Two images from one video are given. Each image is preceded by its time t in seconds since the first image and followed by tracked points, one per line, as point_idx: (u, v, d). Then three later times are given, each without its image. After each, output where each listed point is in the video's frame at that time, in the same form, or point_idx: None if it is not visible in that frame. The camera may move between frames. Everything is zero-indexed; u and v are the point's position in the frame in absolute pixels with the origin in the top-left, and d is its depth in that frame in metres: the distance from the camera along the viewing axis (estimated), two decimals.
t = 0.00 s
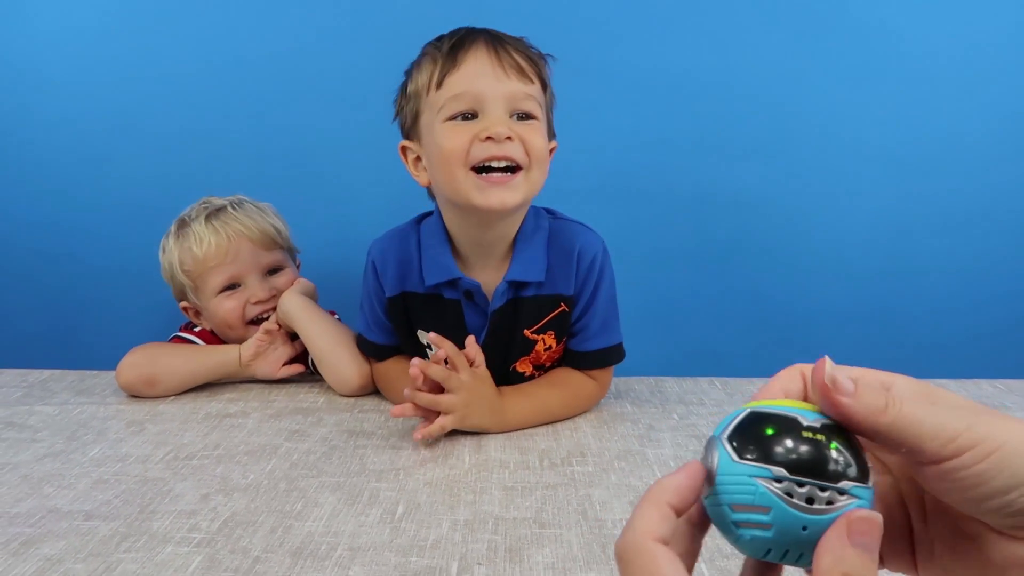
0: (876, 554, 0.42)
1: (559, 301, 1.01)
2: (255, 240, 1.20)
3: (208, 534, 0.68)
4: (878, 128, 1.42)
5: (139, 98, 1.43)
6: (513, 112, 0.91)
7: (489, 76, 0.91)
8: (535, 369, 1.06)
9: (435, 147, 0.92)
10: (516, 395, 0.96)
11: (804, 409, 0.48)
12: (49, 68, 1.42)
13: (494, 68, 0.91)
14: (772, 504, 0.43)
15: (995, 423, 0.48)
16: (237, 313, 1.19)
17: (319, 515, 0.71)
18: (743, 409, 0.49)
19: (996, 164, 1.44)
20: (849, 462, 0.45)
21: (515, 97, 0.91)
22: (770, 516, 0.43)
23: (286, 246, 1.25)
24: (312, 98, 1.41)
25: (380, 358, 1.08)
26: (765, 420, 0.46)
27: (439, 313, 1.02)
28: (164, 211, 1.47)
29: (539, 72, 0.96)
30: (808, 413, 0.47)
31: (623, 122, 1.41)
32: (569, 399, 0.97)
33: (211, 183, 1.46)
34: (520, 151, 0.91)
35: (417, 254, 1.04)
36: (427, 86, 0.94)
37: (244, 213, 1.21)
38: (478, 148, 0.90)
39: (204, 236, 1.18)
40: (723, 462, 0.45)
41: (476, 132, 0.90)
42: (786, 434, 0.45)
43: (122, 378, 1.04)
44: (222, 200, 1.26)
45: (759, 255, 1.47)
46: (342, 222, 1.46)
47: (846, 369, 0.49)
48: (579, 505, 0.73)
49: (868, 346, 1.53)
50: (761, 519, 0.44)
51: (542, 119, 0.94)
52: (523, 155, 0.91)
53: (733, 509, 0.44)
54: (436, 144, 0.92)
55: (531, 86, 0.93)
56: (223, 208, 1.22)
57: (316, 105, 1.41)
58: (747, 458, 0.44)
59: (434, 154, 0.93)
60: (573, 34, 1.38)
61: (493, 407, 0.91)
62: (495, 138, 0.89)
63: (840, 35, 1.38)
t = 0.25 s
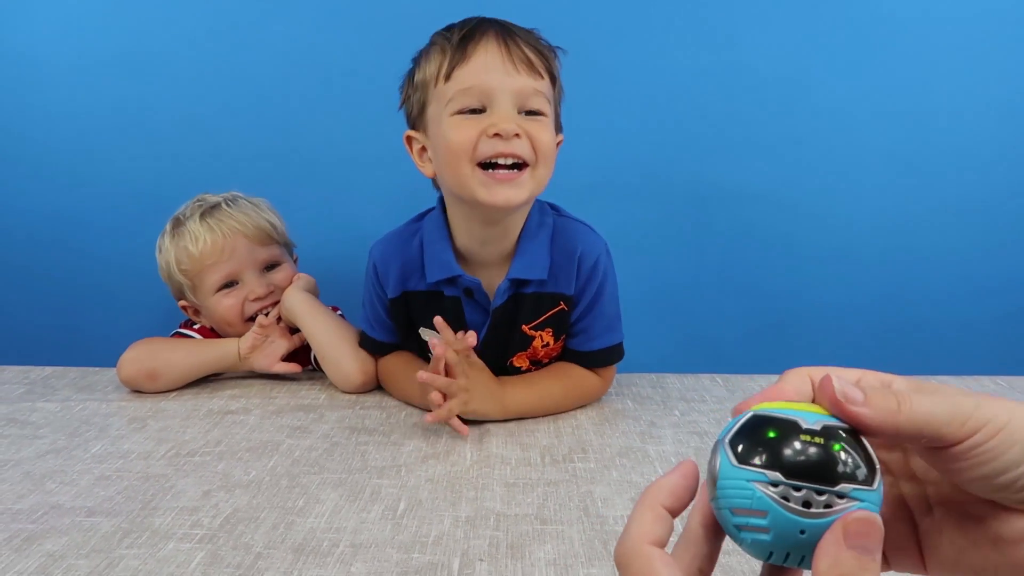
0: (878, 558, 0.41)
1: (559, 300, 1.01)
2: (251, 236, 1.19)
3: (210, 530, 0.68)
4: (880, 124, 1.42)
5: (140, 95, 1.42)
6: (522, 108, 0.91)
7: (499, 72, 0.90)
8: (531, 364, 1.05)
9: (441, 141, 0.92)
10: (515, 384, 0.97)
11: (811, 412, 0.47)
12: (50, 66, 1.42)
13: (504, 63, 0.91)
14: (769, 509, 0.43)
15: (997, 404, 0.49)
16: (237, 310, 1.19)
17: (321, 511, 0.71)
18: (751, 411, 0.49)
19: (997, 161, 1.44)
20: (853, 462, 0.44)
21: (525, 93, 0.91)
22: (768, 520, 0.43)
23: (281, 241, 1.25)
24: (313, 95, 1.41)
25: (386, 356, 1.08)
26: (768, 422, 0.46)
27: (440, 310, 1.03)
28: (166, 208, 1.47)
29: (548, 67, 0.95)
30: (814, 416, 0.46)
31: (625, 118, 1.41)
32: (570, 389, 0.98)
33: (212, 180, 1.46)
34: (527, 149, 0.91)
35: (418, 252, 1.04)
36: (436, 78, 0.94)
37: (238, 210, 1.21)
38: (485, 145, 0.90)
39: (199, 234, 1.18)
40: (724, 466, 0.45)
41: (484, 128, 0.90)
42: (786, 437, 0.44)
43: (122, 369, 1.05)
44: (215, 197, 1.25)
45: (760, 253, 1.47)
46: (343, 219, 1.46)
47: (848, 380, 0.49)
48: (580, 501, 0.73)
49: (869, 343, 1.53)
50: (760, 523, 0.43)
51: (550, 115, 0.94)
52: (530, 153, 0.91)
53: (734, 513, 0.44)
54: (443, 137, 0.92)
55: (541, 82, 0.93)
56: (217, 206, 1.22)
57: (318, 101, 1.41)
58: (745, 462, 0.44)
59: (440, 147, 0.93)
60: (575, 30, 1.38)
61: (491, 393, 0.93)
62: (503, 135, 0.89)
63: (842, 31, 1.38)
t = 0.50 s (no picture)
0: (886, 552, 0.40)
1: (552, 301, 1.01)
2: (243, 237, 1.19)
3: (211, 529, 0.68)
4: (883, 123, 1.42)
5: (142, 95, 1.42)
6: (525, 129, 0.90)
7: (504, 92, 0.89)
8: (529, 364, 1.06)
9: (443, 155, 0.92)
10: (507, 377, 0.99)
11: (819, 403, 0.47)
12: (52, 65, 1.42)
13: (511, 83, 0.89)
14: (771, 504, 0.43)
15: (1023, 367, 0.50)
16: (231, 311, 1.19)
17: (321, 511, 0.71)
18: (759, 402, 0.49)
19: (999, 161, 1.44)
20: (857, 451, 0.44)
21: (528, 115, 0.90)
22: (771, 516, 0.43)
23: (276, 240, 1.24)
24: (314, 94, 1.41)
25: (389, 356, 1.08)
26: (770, 416, 0.46)
27: (440, 308, 1.03)
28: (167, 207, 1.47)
29: (556, 82, 0.93)
30: (821, 407, 0.46)
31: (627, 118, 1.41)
32: (564, 387, 0.99)
33: (213, 179, 1.46)
34: (527, 172, 0.91)
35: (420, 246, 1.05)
36: (441, 88, 0.92)
37: (231, 211, 1.21)
38: (485, 167, 0.90)
39: (192, 236, 1.18)
40: (728, 462, 0.46)
41: (486, 149, 0.90)
42: (788, 432, 0.44)
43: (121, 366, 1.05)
44: (210, 197, 1.25)
45: (761, 253, 1.47)
46: (344, 219, 1.46)
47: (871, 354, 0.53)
48: (581, 501, 0.73)
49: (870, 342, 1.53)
50: (764, 519, 0.44)
51: (554, 133, 0.93)
52: (530, 175, 0.92)
53: (738, 508, 0.45)
54: (445, 152, 0.92)
55: (547, 101, 0.91)
56: (210, 207, 1.22)
57: (319, 101, 1.41)
58: (748, 458, 0.44)
59: (442, 160, 0.93)
60: (575, 29, 1.37)
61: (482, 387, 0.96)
62: (503, 158, 0.89)
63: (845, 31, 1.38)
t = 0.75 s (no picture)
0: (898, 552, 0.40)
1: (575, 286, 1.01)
2: (240, 230, 1.19)
3: (212, 523, 0.68)
4: (880, 117, 1.44)
5: (142, 88, 1.42)
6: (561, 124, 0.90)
7: (541, 87, 0.88)
8: (545, 354, 1.05)
9: (479, 148, 0.92)
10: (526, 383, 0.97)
11: (825, 401, 0.46)
12: (51, 58, 1.41)
13: (548, 77, 0.88)
14: (786, 504, 0.43)
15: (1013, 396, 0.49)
16: (228, 304, 1.19)
17: (323, 506, 0.71)
18: (766, 399, 0.48)
19: (992, 157, 1.47)
20: (870, 451, 0.43)
21: (565, 110, 0.90)
22: (785, 515, 0.43)
23: (273, 234, 1.24)
24: (315, 88, 1.40)
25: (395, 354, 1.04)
26: (781, 413, 0.45)
27: (459, 292, 1.02)
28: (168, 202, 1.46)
29: (592, 74, 0.93)
30: (831, 407, 0.45)
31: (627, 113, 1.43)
32: (584, 387, 0.97)
33: (214, 174, 1.46)
34: (562, 167, 0.91)
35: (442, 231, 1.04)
36: (477, 80, 0.91)
37: (227, 204, 1.21)
38: (522, 161, 0.90)
39: (189, 229, 1.18)
40: (738, 460, 0.45)
41: (522, 144, 0.89)
42: (802, 431, 0.43)
43: (123, 361, 1.04)
44: (207, 192, 1.25)
45: (761, 246, 1.50)
46: (345, 214, 1.46)
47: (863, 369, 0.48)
48: (583, 495, 0.73)
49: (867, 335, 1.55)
50: (777, 518, 0.43)
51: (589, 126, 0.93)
52: (565, 169, 0.92)
53: (750, 506, 0.44)
54: (480, 146, 0.91)
55: (583, 95, 0.91)
56: (207, 200, 1.22)
57: (319, 95, 1.41)
58: (761, 456, 0.44)
59: (477, 153, 0.93)
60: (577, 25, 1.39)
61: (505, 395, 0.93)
62: (540, 153, 0.89)
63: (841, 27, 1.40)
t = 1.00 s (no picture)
0: (883, 548, 0.40)
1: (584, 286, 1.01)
2: (238, 235, 1.19)
3: (211, 522, 0.68)
4: (880, 115, 1.44)
5: (142, 87, 1.42)
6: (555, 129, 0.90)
7: (532, 94, 0.88)
8: (552, 355, 1.04)
9: (474, 161, 0.92)
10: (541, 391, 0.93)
11: (812, 398, 0.46)
12: (52, 57, 1.42)
13: (538, 84, 0.88)
14: (767, 504, 0.43)
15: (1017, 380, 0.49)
16: (227, 310, 1.19)
17: (321, 504, 0.71)
18: (752, 399, 0.48)
19: (992, 154, 1.47)
20: (854, 447, 0.43)
21: (557, 114, 0.90)
22: (768, 515, 0.43)
23: (272, 237, 1.23)
24: (314, 86, 1.41)
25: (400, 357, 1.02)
26: (764, 414, 0.45)
27: (471, 298, 1.01)
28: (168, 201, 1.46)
29: (582, 75, 0.92)
30: (812, 404, 0.45)
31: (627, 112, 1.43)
32: (593, 388, 0.96)
33: (214, 173, 1.46)
34: (560, 173, 0.91)
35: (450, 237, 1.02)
36: (467, 92, 0.91)
37: (226, 208, 1.21)
38: (518, 171, 0.90)
39: (186, 233, 1.18)
40: (722, 462, 0.45)
41: (517, 154, 0.89)
42: (782, 431, 0.43)
43: (121, 363, 1.05)
44: (206, 193, 1.25)
45: (760, 246, 1.50)
46: (344, 212, 1.46)
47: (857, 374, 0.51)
48: (581, 494, 0.73)
49: (867, 334, 1.55)
50: (761, 519, 0.43)
51: (583, 128, 0.93)
52: (563, 174, 0.92)
53: (735, 508, 0.44)
54: (476, 158, 0.91)
55: (575, 98, 0.91)
56: (206, 203, 1.22)
57: (319, 94, 1.41)
58: (742, 458, 0.44)
59: (473, 165, 0.93)
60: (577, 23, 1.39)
61: (523, 407, 0.89)
62: (536, 162, 0.89)
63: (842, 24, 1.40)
